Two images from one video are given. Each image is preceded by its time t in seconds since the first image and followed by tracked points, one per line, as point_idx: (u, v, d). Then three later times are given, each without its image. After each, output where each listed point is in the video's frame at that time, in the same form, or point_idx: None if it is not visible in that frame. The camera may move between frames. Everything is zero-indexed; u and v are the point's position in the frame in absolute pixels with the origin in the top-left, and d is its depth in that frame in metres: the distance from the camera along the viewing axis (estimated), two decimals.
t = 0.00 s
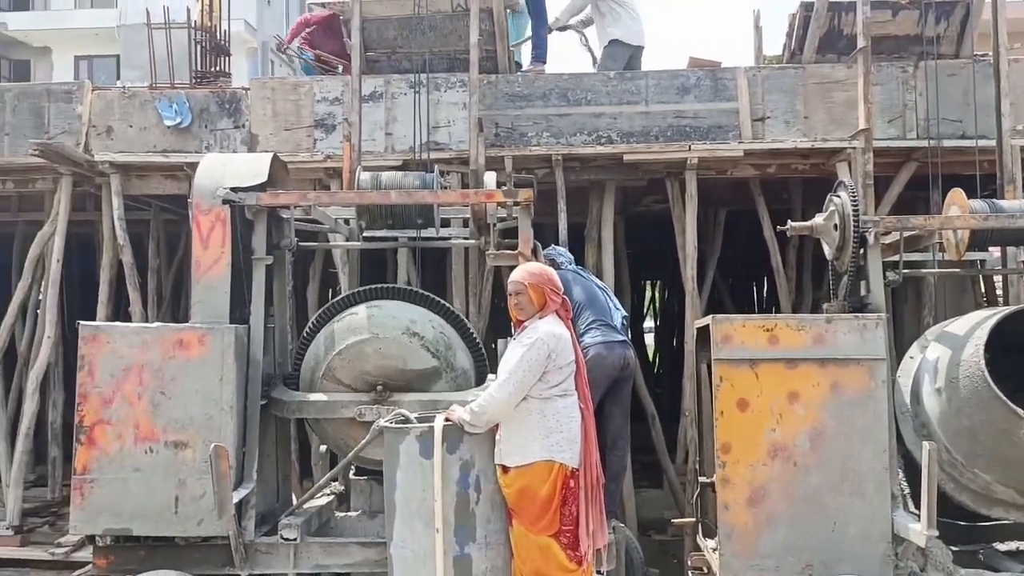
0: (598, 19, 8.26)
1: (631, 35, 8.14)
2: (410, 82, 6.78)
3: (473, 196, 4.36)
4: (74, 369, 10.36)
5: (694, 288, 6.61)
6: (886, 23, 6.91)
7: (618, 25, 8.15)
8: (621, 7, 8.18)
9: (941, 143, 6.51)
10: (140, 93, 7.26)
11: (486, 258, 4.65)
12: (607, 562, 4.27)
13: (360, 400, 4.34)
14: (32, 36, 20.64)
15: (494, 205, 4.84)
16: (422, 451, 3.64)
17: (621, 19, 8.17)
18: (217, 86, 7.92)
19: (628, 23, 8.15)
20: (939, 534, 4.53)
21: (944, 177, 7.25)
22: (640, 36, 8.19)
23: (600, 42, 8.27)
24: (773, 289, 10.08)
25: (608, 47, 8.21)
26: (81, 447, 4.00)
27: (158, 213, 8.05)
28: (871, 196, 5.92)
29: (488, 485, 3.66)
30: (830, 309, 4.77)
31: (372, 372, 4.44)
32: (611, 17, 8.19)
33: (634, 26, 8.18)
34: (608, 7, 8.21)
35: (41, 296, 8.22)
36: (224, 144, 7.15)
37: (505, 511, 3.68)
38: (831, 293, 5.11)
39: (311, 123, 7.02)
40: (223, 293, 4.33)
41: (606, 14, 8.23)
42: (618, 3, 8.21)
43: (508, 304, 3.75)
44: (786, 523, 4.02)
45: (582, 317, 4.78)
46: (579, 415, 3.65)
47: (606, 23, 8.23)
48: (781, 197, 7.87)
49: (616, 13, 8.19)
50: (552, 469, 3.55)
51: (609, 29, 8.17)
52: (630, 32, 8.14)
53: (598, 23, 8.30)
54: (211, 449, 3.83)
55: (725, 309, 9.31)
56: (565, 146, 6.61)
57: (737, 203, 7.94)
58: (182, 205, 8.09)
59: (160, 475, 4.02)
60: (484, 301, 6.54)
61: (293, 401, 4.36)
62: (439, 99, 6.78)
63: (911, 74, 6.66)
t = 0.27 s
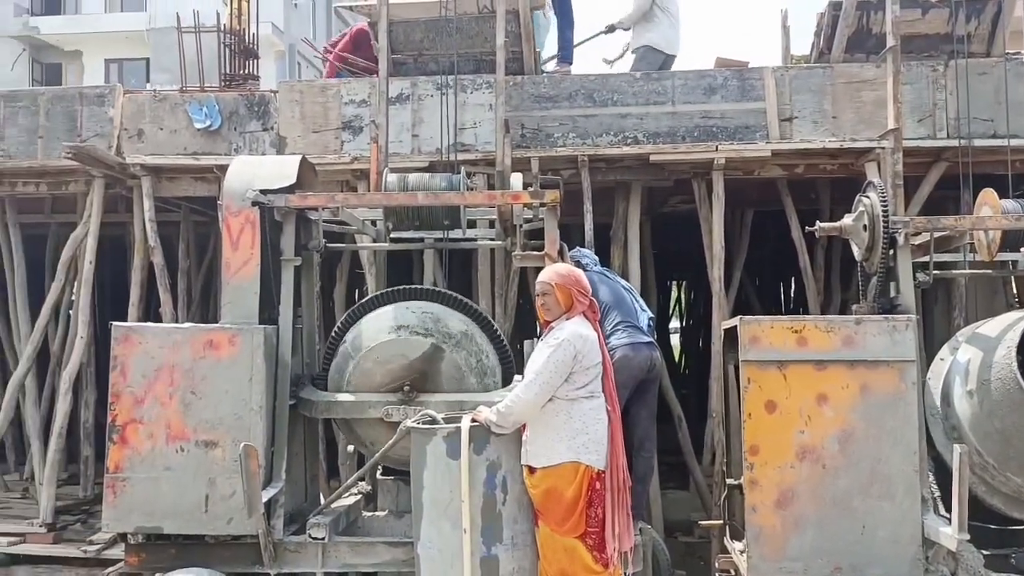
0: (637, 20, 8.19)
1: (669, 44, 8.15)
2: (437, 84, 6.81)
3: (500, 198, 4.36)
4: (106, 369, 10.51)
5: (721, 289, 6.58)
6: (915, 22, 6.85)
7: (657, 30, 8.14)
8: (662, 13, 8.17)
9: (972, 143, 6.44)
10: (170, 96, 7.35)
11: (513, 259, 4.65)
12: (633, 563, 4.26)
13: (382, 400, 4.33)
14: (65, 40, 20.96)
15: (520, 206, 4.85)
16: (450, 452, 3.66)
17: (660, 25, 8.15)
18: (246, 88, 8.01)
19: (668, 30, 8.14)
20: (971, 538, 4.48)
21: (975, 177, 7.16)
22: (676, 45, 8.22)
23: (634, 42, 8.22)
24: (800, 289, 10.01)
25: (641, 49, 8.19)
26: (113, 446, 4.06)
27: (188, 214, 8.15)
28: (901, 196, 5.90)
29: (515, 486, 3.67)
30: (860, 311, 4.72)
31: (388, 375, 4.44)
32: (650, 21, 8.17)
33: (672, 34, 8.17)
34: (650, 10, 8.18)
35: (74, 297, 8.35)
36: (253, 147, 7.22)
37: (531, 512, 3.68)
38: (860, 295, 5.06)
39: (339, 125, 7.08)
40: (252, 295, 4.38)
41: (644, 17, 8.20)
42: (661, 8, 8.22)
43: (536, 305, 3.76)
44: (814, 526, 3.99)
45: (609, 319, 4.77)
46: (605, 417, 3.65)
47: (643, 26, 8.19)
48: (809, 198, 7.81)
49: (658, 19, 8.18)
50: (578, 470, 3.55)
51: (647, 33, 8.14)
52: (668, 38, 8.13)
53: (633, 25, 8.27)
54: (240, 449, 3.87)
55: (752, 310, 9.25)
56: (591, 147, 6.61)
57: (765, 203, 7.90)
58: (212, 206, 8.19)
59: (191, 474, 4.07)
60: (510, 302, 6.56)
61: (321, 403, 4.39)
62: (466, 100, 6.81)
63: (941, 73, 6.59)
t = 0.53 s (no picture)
0: (664, 15, 8.16)
1: (689, 45, 8.12)
2: (456, 84, 6.83)
3: (519, 198, 4.36)
4: (128, 369, 10.61)
5: (741, 288, 6.55)
6: (937, 19, 6.86)
7: (679, 29, 8.11)
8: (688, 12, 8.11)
9: (995, 140, 6.34)
10: (192, 98, 7.41)
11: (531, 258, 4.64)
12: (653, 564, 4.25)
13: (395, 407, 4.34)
14: (87, 43, 21.14)
15: (539, 206, 4.85)
16: (470, 451, 3.67)
17: (683, 25, 8.11)
18: (266, 90, 8.06)
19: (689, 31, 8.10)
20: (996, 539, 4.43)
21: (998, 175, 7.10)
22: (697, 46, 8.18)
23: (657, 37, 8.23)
24: (821, 289, 9.96)
25: (662, 47, 8.19)
26: (137, 445, 4.10)
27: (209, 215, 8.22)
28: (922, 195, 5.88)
29: (535, 485, 3.67)
30: (881, 310, 4.68)
31: (403, 383, 4.47)
32: (676, 19, 8.13)
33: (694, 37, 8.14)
34: (677, 8, 8.13)
35: (97, 298, 8.44)
36: (273, 148, 7.27)
37: (552, 512, 3.68)
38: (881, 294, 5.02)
39: (359, 126, 7.12)
40: (273, 295, 4.40)
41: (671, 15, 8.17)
42: (687, 8, 8.15)
43: (556, 305, 3.77)
44: (836, 526, 3.97)
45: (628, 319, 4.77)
46: (625, 417, 3.65)
47: (667, 23, 8.15)
48: (829, 196, 7.77)
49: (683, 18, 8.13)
50: (598, 471, 3.55)
51: (669, 31, 8.12)
52: (689, 39, 8.10)
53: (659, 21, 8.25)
54: (262, 448, 3.90)
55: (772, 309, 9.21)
56: (610, 146, 6.61)
57: (785, 203, 7.86)
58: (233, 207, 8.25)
59: (214, 473, 4.10)
60: (529, 302, 6.58)
61: (343, 401, 4.40)
62: (485, 100, 6.83)
63: (964, 71, 6.53)
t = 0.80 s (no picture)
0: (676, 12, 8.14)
1: (703, 42, 8.09)
2: (470, 85, 6.84)
3: (534, 197, 4.35)
4: (146, 371, 10.69)
5: (757, 287, 6.52)
6: (955, 16, 6.80)
7: (691, 24, 8.07)
8: (699, 8, 8.08)
9: (1014, 137, 6.28)
10: (208, 100, 7.46)
11: (546, 258, 4.63)
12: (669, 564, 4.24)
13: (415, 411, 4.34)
14: (103, 46, 21.27)
15: (554, 206, 4.84)
16: (485, 451, 3.67)
17: (696, 21, 8.08)
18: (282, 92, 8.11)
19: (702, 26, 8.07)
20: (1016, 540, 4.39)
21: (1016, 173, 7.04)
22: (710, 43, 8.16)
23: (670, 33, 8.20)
24: (838, 288, 9.90)
25: (676, 44, 8.16)
26: (155, 445, 4.13)
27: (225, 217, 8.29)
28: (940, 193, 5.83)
29: (551, 485, 3.67)
30: (898, 309, 4.66)
31: (417, 387, 4.50)
32: (688, 14, 8.10)
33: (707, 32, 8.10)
34: (688, 4, 8.11)
35: (115, 299, 8.50)
36: (289, 149, 7.30)
37: (568, 512, 3.68)
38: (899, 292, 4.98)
39: (373, 127, 7.15)
40: (290, 295, 4.42)
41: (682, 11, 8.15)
42: (699, 4, 8.13)
43: (573, 304, 3.76)
44: (854, 526, 3.94)
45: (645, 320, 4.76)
46: (642, 418, 3.64)
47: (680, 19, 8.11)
48: (846, 195, 7.72)
49: (695, 14, 8.10)
50: (614, 471, 3.54)
51: (682, 28, 8.07)
52: (702, 35, 8.07)
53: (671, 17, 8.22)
54: (280, 447, 3.92)
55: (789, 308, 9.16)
56: (625, 146, 6.60)
57: (801, 201, 7.82)
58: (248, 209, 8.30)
59: (231, 473, 4.13)
60: (544, 303, 6.57)
61: (359, 400, 4.42)
62: (500, 100, 6.83)
63: (982, 67, 6.47)
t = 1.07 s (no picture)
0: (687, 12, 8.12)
1: (716, 39, 8.07)
2: (484, 86, 6.84)
3: (549, 198, 4.34)
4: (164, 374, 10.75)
5: (774, 287, 6.49)
6: (973, 12, 6.75)
7: (703, 23, 8.04)
8: (710, 6, 8.06)
9: None
10: (224, 104, 7.50)
11: (562, 259, 4.62)
12: (687, 566, 4.22)
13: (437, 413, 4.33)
14: (120, 52, 21.44)
15: (569, 207, 4.84)
16: (502, 453, 3.66)
17: (708, 20, 8.04)
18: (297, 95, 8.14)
19: (714, 24, 8.04)
20: None
21: None
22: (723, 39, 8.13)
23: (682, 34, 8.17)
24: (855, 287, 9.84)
25: (689, 44, 8.13)
26: (173, 448, 4.15)
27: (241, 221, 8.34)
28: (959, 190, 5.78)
29: (568, 487, 3.66)
30: (917, 308, 4.61)
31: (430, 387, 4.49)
32: (699, 14, 8.07)
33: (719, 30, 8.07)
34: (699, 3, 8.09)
35: (133, 303, 8.56)
36: (304, 152, 7.33)
37: (585, 513, 3.67)
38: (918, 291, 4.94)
39: (388, 129, 7.16)
40: (306, 298, 4.44)
41: (694, 11, 8.12)
42: (709, 2, 8.10)
43: (589, 305, 3.76)
44: (874, 527, 3.91)
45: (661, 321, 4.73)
46: (658, 420, 3.62)
47: (692, 19, 8.08)
48: (863, 193, 7.67)
49: (706, 12, 8.07)
50: (630, 472, 3.53)
51: (696, 28, 8.04)
52: (714, 33, 8.04)
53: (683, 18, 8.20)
54: (297, 450, 3.93)
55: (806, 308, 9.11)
56: (639, 146, 6.58)
57: (818, 200, 7.77)
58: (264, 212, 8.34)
59: (248, 476, 4.14)
60: (560, 304, 6.56)
61: (376, 398, 4.41)
62: (514, 101, 6.83)
63: (1000, 64, 6.41)
